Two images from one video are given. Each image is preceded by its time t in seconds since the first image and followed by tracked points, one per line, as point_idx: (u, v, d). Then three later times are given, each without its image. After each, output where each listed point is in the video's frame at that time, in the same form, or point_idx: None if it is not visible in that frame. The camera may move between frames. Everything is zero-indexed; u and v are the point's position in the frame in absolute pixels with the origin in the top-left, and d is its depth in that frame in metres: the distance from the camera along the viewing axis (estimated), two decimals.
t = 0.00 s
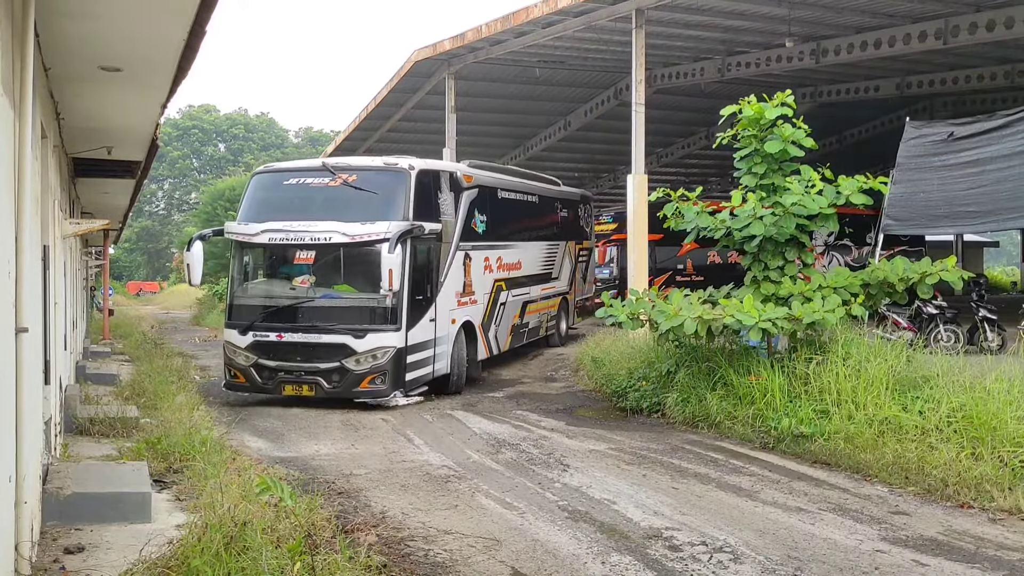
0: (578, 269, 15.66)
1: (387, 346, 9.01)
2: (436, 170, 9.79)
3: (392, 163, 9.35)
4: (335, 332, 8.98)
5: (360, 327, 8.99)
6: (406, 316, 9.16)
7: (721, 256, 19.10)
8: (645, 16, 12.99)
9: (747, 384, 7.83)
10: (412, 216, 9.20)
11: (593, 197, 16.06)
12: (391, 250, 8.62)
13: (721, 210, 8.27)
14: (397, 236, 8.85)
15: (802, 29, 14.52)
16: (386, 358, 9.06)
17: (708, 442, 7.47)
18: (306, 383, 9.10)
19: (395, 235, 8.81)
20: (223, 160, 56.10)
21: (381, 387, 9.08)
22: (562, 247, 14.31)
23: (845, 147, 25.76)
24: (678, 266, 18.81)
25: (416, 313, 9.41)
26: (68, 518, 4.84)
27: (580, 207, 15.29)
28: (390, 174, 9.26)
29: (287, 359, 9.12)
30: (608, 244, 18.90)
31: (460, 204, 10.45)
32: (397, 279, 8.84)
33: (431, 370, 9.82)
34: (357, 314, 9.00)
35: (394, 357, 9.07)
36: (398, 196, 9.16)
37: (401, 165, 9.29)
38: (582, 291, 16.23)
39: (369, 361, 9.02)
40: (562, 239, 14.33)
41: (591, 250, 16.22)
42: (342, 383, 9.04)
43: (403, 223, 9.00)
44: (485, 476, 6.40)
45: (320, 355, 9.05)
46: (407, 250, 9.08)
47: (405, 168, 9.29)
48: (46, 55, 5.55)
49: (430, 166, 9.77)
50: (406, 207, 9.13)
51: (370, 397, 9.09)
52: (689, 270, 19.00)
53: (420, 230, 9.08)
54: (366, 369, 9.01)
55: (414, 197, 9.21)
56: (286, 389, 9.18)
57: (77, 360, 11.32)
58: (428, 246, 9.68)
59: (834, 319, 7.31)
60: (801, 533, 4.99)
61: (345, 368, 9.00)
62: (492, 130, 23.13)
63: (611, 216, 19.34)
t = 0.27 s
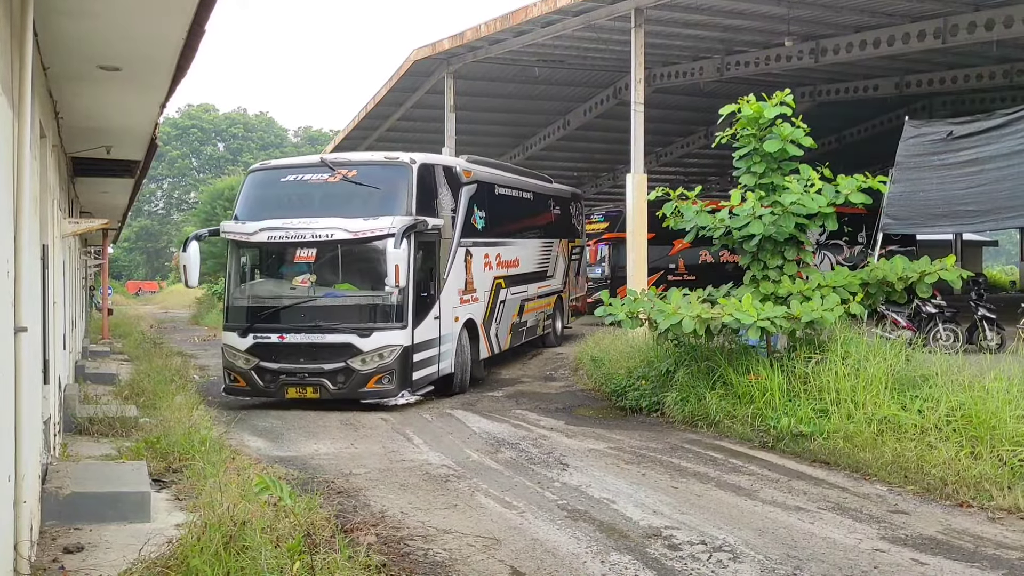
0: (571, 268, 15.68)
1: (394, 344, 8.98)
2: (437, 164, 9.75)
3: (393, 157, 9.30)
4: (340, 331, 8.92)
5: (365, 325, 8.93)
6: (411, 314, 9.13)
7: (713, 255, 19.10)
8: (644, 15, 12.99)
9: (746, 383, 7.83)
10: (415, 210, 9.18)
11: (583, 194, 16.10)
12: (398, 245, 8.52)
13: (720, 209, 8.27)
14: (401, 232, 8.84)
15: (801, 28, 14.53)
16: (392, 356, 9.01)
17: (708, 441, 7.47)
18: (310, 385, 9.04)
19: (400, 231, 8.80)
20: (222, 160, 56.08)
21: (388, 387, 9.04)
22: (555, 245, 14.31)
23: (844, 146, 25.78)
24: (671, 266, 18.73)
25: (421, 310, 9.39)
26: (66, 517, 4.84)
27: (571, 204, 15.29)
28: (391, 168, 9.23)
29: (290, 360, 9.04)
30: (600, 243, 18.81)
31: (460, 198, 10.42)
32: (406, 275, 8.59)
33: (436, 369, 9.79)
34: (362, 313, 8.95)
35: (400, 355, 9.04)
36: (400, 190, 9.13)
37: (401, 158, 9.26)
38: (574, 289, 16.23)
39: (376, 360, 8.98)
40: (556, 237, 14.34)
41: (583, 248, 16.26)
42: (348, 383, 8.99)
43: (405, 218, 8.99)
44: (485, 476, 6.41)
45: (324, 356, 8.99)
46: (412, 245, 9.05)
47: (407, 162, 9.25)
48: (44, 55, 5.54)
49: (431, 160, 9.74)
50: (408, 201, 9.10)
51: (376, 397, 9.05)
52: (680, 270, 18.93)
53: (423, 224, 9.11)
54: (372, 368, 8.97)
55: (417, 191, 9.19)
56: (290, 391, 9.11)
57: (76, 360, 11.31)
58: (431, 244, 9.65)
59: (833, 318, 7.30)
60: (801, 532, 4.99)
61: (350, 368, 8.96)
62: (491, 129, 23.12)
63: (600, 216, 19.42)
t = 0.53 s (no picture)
0: (565, 267, 15.70)
1: (400, 342, 8.92)
2: (438, 157, 9.69)
3: (392, 151, 9.23)
4: (345, 331, 8.82)
5: (371, 324, 8.85)
6: (417, 312, 9.06)
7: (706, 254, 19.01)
8: (643, 14, 12.99)
9: (745, 382, 7.84)
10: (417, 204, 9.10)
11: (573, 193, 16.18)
12: (403, 240, 8.81)
13: (719, 209, 8.28)
14: (404, 227, 8.78)
15: (800, 27, 14.54)
16: (399, 355, 8.94)
17: (707, 441, 7.48)
18: (315, 387, 8.92)
19: (403, 225, 8.76)
20: (221, 159, 56.05)
21: (394, 386, 8.96)
22: (550, 243, 14.29)
23: (843, 145, 25.80)
24: (662, 266, 18.76)
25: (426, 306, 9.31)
26: (65, 517, 4.83)
27: (561, 203, 15.31)
28: (391, 162, 9.13)
29: (293, 363, 8.91)
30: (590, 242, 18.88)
31: (458, 192, 10.37)
32: (410, 269, 8.94)
33: (441, 368, 9.75)
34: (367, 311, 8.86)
35: (407, 353, 8.97)
36: (401, 184, 9.05)
37: (402, 152, 9.17)
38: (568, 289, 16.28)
39: (382, 359, 8.89)
40: (550, 234, 14.34)
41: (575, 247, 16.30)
42: (354, 384, 8.89)
43: (408, 213, 8.91)
44: (484, 475, 6.41)
45: (328, 356, 8.88)
46: (416, 239, 9.01)
47: (407, 155, 9.18)
48: (42, 54, 5.53)
49: (432, 154, 9.67)
50: (410, 195, 9.03)
51: (382, 397, 8.96)
52: (671, 269, 18.92)
53: (426, 219, 9.06)
54: (378, 368, 8.88)
55: (417, 184, 9.11)
56: (293, 394, 8.98)
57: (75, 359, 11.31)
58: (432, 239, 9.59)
59: (832, 317, 7.30)
60: (800, 531, 4.99)
61: (356, 368, 8.86)
62: (491, 129, 23.12)
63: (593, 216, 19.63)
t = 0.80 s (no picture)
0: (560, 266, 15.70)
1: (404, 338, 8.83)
2: (438, 151, 9.62)
3: (392, 145, 9.16)
4: (347, 328, 8.71)
5: (373, 320, 8.74)
6: (421, 308, 8.98)
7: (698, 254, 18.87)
8: (642, 14, 12.99)
9: (744, 381, 7.84)
10: (418, 196, 9.00)
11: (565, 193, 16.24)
12: (406, 234, 8.68)
13: (718, 209, 8.28)
14: (406, 220, 8.69)
15: (799, 27, 14.54)
16: (403, 351, 8.84)
17: (706, 440, 7.48)
18: (317, 387, 8.81)
19: (406, 219, 8.67)
20: (220, 159, 56.02)
21: (399, 384, 8.87)
22: (545, 242, 14.30)
23: (842, 144, 25.81)
24: (653, 265, 18.67)
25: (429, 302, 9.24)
26: (64, 517, 4.82)
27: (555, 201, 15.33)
28: (392, 155, 9.07)
29: (294, 362, 8.80)
30: (582, 242, 18.89)
31: (457, 186, 10.26)
32: (414, 264, 8.85)
33: (445, 366, 9.70)
34: (370, 307, 8.76)
35: (411, 350, 8.88)
36: (402, 176, 8.97)
37: (402, 145, 9.11)
38: (564, 289, 16.27)
39: (386, 357, 8.80)
40: (544, 233, 14.33)
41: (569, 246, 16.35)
42: (357, 383, 8.79)
43: (411, 207, 8.80)
44: (483, 475, 6.41)
45: (330, 355, 8.77)
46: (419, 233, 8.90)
47: (407, 148, 9.11)
48: (41, 53, 5.52)
49: (431, 147, 9.59)
50: (411, 187, 8.94)
51: (387, 395, 8.87)
52: (663, 269, 18.80)
53: (429, 213, 8.94)
54: (382, 366, 8.78)
55: (419, 177, 9.02)
56: (295, 394, 8.86)
57: (74, 359, 11.30)
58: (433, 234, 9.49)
59: (831, 317, 7.30)
60: (799, 530, 5.00)
61: (359, 366, 8.75)
62: (490, 128, 23.12)
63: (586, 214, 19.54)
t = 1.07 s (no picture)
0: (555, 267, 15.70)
1: (414, 336, 8.64)
2: (443, 146, 9.43)
3: (398, 138, 8.95)
4: (355, 327, 8.54)
5: (382, 319, 8.57)
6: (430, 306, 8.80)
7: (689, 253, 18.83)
8: (642, 13, 12.99)
9: (744, 381, 7.85)
10: (426, 191, 8.81)
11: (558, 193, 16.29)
12: (417, 228, 8.51)
13: (717, 208, 8.28)
14: (415, 215, 8.52)
15: (799, 26, 14.53)
16: (413, 350, 8.65)
17: (706, 440, 7.48)
18: (324, 387, 8.63)
19: (415, 214, 8.50)
20: (219, 158, 56.02)
21: (409, 383, 8.68)
22: (542, 242, 14.30)
23: (842, 144, 25.82)
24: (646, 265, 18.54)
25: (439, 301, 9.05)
26: (64, 516, 4.82)
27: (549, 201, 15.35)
28: (398, 149, 8.85)
29: (300, 362, 8.62)
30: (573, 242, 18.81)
31: (460, 183, 10.04)
32: (426, 261, 8.70)
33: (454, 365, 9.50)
34: (379, 305, 8.60)
35: (421, 348, 8.69)
36: (409, 171, 8.76)
37: (409, 139, 8.88)
38: (560, 289, 16.22)
39: (395, 356, 8.61)
40: (540, 234, 14.31)
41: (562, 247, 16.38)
42: (366, 382, 8.61)
43: (419, 202, 8.62)
44: (483, 474, 6.41)
45: (338, 354, 8.59)
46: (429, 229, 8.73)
47: (414, 142, 8.89)
48: (40, 53, 5.52)
49: (436, 142, 9.39)
50: (419, 182, 8.74)
51: (397, 395, 8.66)
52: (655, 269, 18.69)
53: (437, 208, 8.76)
54: (392, 365, 8.60)
55: (426, 171, 8.83)
56: (301, 395, 8.68)
57: (73, 359, 11.30)
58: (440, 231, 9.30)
59: (831, 317, 7.30)
60: (799, 530, 5.00)
61: (368, 365, 8.58)
62: (490, 128, 23.12)
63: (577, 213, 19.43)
